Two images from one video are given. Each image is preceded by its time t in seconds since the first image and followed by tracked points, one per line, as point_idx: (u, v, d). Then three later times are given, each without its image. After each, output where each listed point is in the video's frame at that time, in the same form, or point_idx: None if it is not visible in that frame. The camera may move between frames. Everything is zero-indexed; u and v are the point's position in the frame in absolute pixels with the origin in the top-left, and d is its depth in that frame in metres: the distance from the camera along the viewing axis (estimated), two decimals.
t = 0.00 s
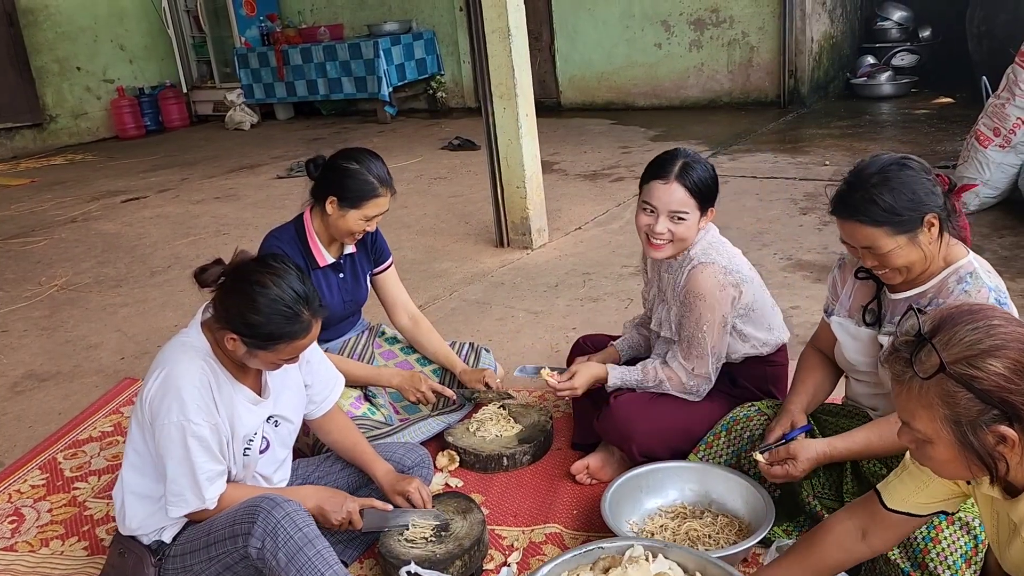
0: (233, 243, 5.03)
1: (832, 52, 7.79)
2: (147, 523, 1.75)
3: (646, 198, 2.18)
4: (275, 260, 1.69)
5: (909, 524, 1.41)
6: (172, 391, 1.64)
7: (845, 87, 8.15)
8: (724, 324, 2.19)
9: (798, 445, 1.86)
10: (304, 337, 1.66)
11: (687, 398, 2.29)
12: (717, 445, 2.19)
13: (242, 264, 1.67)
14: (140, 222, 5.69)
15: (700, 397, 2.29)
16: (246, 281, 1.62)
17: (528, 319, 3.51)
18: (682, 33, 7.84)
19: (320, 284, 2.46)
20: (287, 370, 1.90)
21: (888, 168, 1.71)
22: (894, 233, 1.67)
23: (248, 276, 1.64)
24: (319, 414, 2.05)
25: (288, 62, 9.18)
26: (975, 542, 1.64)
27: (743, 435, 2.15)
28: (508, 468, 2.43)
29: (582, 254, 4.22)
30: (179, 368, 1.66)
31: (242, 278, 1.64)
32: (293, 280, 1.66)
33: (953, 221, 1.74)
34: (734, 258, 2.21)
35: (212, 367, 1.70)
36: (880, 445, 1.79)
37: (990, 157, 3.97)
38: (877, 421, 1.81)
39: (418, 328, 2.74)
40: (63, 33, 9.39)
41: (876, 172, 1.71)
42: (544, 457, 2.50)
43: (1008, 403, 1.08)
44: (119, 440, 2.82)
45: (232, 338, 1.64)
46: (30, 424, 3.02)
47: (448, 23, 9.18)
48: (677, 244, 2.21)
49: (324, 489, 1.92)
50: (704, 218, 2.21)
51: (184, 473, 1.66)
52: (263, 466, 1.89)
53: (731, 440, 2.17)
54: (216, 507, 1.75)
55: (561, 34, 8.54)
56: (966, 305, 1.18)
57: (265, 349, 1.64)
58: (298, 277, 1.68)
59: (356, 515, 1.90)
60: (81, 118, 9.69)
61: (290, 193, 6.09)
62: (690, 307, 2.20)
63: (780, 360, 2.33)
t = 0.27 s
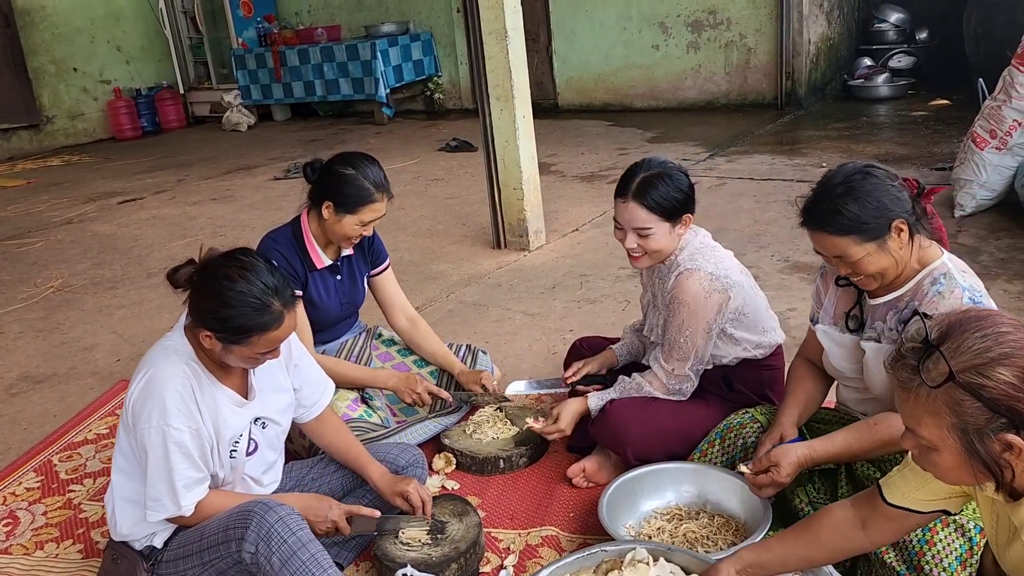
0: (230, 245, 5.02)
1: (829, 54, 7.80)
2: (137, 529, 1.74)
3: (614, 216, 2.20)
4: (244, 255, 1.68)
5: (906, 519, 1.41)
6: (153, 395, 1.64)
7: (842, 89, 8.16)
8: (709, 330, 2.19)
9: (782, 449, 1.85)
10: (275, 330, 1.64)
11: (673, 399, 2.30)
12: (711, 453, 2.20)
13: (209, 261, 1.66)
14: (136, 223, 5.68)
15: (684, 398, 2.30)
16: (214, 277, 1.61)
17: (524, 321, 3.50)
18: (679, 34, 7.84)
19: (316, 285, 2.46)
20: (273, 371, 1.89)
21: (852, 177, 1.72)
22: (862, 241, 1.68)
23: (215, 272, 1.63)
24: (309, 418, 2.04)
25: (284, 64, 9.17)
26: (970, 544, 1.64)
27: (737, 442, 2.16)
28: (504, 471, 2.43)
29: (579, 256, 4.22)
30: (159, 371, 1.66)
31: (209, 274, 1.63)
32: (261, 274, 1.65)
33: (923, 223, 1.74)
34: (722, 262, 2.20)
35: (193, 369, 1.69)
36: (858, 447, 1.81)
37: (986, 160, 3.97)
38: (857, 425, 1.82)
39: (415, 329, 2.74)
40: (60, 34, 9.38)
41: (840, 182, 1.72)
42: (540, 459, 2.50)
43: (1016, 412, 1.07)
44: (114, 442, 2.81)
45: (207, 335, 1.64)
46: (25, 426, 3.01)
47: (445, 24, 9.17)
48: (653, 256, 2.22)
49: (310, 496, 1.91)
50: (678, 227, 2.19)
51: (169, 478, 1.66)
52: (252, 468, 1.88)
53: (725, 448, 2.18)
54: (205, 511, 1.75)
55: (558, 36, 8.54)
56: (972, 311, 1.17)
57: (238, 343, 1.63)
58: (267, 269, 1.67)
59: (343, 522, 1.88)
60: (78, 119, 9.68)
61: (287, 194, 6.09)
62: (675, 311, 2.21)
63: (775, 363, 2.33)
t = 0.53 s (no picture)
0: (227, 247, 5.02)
1: (827, 56, 7.80)
2: (132, 534, 1.73)
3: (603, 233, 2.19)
4: (227, 251, 1.68)
5: (904, 514, 1.42)
6: (147, 398, 1.64)
7: (840, 91, 8.17)
8: (703, 331, 2.19)
9: (763, 460, 1.84)
10: (263, 322, 1.64)
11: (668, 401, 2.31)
12: (706, 463, 2.21)
13: (193, 259, 1.66)
14: (133, 225, 5.68)
15: (680, 398, 2.30)
16: (198, 274, 1.61)
17: (522, 323, 3.50)
18: (677, 36, 7.85)
19: (315, 287, 2.46)
20: (267, 373, 1.88)
21: (813, 190, 1.72)
22: (828, 251, 1.70)
23: (200, 269, 1.63)
24: (305, 419, 2.03)
25: (282, 65, 9.17)
26: (964, 546, 1.63)
27: (731, 451, 2.17)
28: (501, 473, 2.42)
29: (576, 258, 4.22)
30: (152, 374, 1.66)
31: (194, 272, 1.63)
32: (246, 269, 1.65)
33: (887, 228, 1.76)
34: (718, 264, 2.19)
35: (187, 372, 1.69)
36: (839, 453, 1.79)
37: (983, 161, 3.97)
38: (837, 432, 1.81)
39: (414, 330, 2.74)
40: (57, 36, 9.38)
41: (801, 196, 1.73)
42: (537, 462, 2.49)
43: (1021, 418, 1.07)
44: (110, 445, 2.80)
45: (196, 333, 1.64)
46: (22, 429, 3.00)
47: (443, 26, 9.17)
48: (644, 267, 2.21)
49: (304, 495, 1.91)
50: (666, 242, 2.16)
51: (164, 481, 1.65)
52: (247, 470, 1.88)
53: (720, 457, 2.19)
54: (201, 514, 1.74)
55: (556, 38, 8.54)
56: (978, 315, 1.16)
57: (226, 339, 1.63)
58: (252, 265, 1.67)
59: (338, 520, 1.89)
60: (75, 121, 9.67)
61: (286, 196, 6.08)
62: (670, 312, 2.21)
63: (773, 365, 2.33)
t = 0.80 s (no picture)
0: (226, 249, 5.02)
1: (826, 59, 7.81)
2: (135, 533, 1.74)
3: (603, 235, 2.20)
4: (234, 252, 1.69)
5: (906, 518, 1.42)
6: (155, 399, 1.64)
7: (839, 93, 8.18)
8: (698, 330, 2.20)
9: (747, 471, 1.86)
10: (271, 324, 1.64)
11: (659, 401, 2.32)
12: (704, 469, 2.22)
13: (201, 261, 1.66)
14: (133, 227, 5.68)
15: (674, 398, 2.31)
16: (206, 275, 1.62)
17: (521, 325, 3.50)
18: (677, 38, 7.86)
19: (315, 290, 2.46)
20: (274, 375, 1.89)
21: (783, 204, 1.74)
22: (804, 263, 1.72)
23: (208, 270, 1.64)
24: (310, 420, 2.04)
25: (282, 67, 9.18)
26: (959, 547, 1.63)
27: (727, 457, 2.18)
28: (501, 475, 2.43)
29: (576, 260, 4.22)
30: (161, 375, 1.66)
31: (203, 274, 1.64)
32: (254, 271, 1.65)
33: (859, 236, 1.78)
34: (719, 265, 2.20)
35: (196, 373, 1.69)
36: (826, 460, 1.79)
37: (982, 164, 3.98)
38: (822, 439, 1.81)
39: (413, 332, 2.74)
40: (57, 38, 9.38)
41: (773, 210, 1.74)
42: (537, 464, 2.50)
43: (1019, 424, 1.07)
44: (109, 447, 2.81)
45: (204, 335, 1.64)
46: (20, 431, 3.00)
47: (443, 28, 9.18)
48: (643, 269, 2.22)
49: (308, 496, 1.91)
50: (667, 243, 2.16)
51: (169, 482, 1.65)
52: (252, 472, 1.88)
53: (716, 463, 2.20)
54: (203, 516, 1.75)
55: (556, 40, 8.55)
56: (973, 321, 1.17)
57: (234, 340, 1.63)
58: (260, 267, 1.67)
59: (340, 521, 1.90)
60: (75, 122, 9.67)
61: (285, 198, 6.09)
62: (668, 309, 2.23)
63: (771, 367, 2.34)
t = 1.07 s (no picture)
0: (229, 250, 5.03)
1: (827, 60, 7.81)
2: (139, 532, 1.74)
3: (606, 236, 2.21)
4: (238, 253, 1.69)
5: (911, 520, 1.42)
6: (158, 399, 1.65)
7: (840, 94, 8.18)
8: (699, 331, 2.21)
9: (747, 478, 1.86)
10: (272, 325, 1.64)
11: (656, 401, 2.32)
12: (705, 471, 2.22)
13: (204, 261, 1.67)
14: (135, 228, 5.69)
15: (668, 400, 2.31)
16: (208, 276, 1.62)
17: (523, 326, 3.50)
18: (678, 40, 7.86)
19: (319, 290, 2.47)
20: (277, 375, 1.89)
21: (771, 213, 1.74)
22: (794, 270, 1.72)
23: (210, 271, 1.64)
24: (312, 422, 2.05)
25: (284, 69, 9.19)
26: (960, 547, 1.64)
27: (728, 458, 2.18)
28: (502, 475, 2.43)
29: (578, 261, 4.22)
30: (164, 375, 1.67)
31: (205, 274, 1.64)
32: (256, 272, 1.66)
33: (849, 240, 1.78)
34: (722, 267, 2.20)
35: (198, 373, 1.69)
36: (826, 465, 1.79)
37: (984, 165, 3.98)
38: (822, 443, 1.82)
39: (417, 333, 2.74)
40: (59, 39, 9.39)
41: (760, 219, 1.75)
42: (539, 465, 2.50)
43: (1017, 424, 1.07)
44: (113, 447, 2.81)
45: (207, 335, 1.65)
46: (24, 431, 3.01)
47: (445, 30, 9.19)
48: (646, 270, 2.22)
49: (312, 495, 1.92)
50: (671, 244, 2.17)
51: (173, 482, 1.66)
52: (255, 473, 1.88)
53: (718, 464, 2.20)
54: (207, 515, 1.75)
55: (557, 42, 8.56)
56: (971, 322, 1.17)
57: (236, 342, 1.63)
58: (263, 268, 1.67)
59: (345, 521, 1.89)
60: (77, 124, 9.68)
61: (287, 199, 6.09)
62: (670, 311, 2.23)
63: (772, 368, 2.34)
